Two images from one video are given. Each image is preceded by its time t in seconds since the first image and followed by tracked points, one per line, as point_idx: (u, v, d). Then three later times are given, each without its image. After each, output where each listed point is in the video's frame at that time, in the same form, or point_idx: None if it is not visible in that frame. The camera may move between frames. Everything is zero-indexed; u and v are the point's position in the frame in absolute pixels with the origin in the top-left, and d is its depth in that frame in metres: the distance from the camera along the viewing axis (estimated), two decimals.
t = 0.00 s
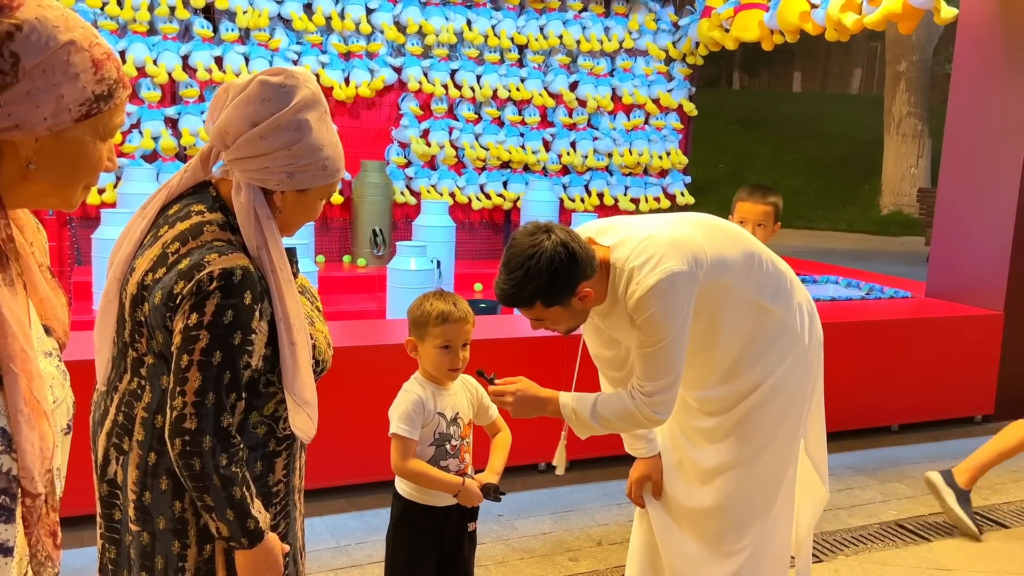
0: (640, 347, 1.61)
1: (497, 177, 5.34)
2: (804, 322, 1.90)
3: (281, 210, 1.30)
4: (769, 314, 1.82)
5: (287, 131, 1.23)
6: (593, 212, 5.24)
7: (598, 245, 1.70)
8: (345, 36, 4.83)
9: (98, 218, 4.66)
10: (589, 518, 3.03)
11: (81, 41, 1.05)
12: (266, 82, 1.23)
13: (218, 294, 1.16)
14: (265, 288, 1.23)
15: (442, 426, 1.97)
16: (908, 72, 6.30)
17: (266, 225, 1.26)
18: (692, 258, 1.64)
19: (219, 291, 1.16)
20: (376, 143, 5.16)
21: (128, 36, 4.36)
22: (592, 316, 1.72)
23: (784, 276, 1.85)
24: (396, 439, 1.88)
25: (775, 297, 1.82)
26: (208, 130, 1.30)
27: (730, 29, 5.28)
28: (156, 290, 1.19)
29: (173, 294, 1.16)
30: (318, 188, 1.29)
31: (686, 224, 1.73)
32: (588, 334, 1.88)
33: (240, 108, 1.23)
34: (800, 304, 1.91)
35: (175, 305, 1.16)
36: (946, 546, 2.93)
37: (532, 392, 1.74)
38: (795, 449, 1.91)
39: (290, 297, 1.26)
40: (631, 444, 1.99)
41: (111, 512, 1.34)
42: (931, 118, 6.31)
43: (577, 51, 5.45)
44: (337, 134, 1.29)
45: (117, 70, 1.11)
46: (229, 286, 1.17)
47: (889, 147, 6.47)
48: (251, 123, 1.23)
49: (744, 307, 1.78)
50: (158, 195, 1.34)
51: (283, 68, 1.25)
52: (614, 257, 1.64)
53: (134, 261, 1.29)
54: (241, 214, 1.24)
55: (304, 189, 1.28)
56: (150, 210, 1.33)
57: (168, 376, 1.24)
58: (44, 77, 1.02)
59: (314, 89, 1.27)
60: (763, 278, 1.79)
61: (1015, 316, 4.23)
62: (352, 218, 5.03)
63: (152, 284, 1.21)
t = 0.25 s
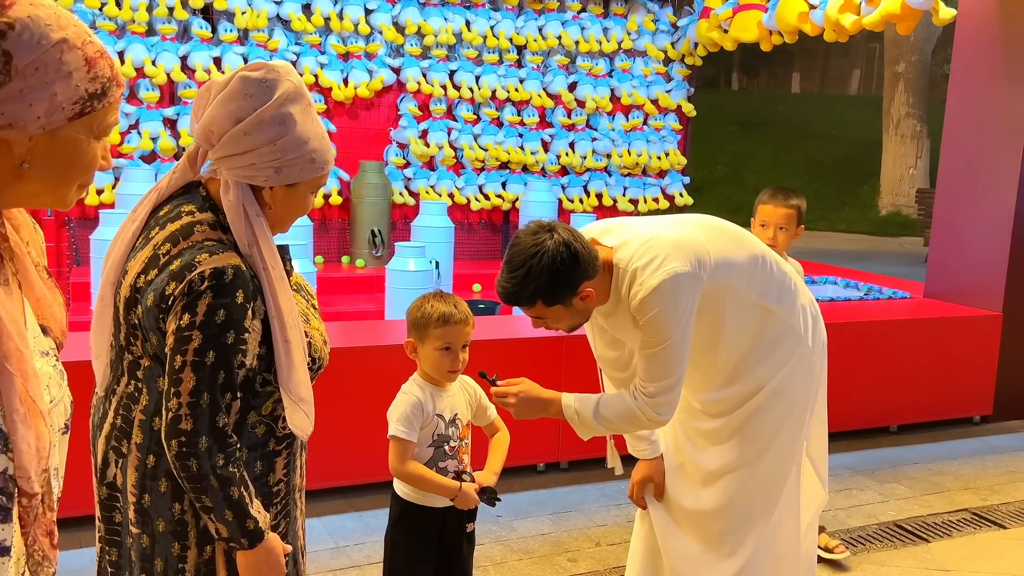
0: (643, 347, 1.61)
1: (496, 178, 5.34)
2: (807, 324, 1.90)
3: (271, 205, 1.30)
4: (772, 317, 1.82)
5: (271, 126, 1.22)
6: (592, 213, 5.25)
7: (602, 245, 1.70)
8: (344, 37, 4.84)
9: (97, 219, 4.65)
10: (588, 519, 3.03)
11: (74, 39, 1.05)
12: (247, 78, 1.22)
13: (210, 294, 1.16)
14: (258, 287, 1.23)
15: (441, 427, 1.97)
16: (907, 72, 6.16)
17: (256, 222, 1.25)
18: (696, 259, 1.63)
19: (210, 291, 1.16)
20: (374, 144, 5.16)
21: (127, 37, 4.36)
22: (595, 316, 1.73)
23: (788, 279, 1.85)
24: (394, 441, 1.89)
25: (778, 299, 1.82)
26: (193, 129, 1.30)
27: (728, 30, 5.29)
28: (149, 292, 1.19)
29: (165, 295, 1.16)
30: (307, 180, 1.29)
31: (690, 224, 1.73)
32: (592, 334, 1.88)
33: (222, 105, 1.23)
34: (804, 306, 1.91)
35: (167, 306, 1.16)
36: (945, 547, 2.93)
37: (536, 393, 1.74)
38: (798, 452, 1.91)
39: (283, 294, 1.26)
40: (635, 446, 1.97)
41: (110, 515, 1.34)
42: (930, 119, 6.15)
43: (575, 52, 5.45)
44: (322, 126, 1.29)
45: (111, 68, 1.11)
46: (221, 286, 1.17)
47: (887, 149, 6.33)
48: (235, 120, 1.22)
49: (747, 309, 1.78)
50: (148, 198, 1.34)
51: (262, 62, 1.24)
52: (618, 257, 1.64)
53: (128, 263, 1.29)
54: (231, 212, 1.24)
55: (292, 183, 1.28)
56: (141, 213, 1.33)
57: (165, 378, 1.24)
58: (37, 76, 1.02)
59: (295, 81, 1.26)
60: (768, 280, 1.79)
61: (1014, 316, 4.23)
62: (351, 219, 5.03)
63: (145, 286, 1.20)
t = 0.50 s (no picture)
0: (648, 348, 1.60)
1: (495, 178, 5.34)
2: (808, 325, 1.90)
3: (263, 204, 1.30)
4: (775, 319, 1.82)
5: (261, 124, 1.22)
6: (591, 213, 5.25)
7: (603, 245, 1.69)
8: (342, 37, 4.84)
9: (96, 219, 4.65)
10: (587, 519, 3.03)
11: (63, 34, 1.05)
12: (234, 76, 1.22)
13: (202, 295, 1.15)
14: (252, 286, 1.23)
15: (439, 428, 1.97)
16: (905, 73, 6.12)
17: (248, 221, 1.25)
18: (698, 259, 1.63)
19: (203, 292, 1.16)
20: (373, 144, 5.17)
21: (125, 37, 4.37)
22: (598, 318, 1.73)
23: (790, 280, 1.85)
24: (391, 442, 1.89)
25: (780, 300, 1.82)
26: (182, 129, 1.30)
27: (727, 30, 5.30)
28: (143, 294, 1.19)
29: (158, 298, 1.16)
30: (298, 178, 1.28)
31: (691, 224, 1.73)
32: (594, 335, 1.88)
33: (210, 105, 1.23)
34: (806, 308, 1.91)
35: (161, 308, 1.16)
36: (943, 546, 2.93)
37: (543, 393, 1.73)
38: (799, 454, 1.90)
39: (277, 293, 1.25)
40: (636, 447, 1.98)
41: (110, 518, 1.34)
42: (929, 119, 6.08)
43: (574, 52, 5.45)
44: (312, 123, 1.28)
45: (101, 64, 1.10)
46: (214, 287, 1.16)
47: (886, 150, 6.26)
48: (223, 119, 1.22)
49: (748, 310, 1.78)
50: (142, 200, 1.34)
51: (250, 60, 1.24)
52: (619, 257, 1.64)
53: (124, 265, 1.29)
54: (223, 212, 1.24)
55: (284, 181, 1.28)
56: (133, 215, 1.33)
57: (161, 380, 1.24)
58: (26, 72, 1.01)
59: (283, 78, 1.26)
60: (770, 281, 1.79)
61: (1012, 316, 4.23)
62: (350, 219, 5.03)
63: (139, 289, 1.20)
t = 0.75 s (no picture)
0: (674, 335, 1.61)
1: (494, 178, 5.33)
2: (808, 323, 1.90)
3: (260, 203, 1.30)
4: (776, 316, 1.82)
5: (257, 124, 1.22)
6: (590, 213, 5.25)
7: (602, 241, 1.69)
8: (341, 37, 4.84)
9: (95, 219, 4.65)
10: (586, 519, 3.03)
11: (54, 32, 1.04)
12: (230, 76, 1.22)
13: (198, 295, 1.15)
14: (248, 287, 1.23)
15: (437, 429, 1.97)
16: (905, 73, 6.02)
17: (245, 222, 1.25)
18: (698, 254, 1.63)
19: (199, 293, 1.15)
20: (371, 144, 5.17)
21: (124, 37, 4.37)
22: (600, 315, 1.72)
23: (789, 277, 1.84)
24: (388, 443, 1.89)
25: (780, 298, 1.81)
26: (178, 129, 1.30)
27: (726, 30, 5.30)
28: (138, 295, 1.19)
29: (154, 298, 1.16)
30: (295, 178, 1.28)
31: (689, 220, 1.72)
32: (590, 333, 1.88)
33: (206, 105, 1.22)
34: (806, 306, 1.90)
35: (157, 309, 1.16)
36: (941, 546, 2.93)
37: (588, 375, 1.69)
38: (800, 454, 1.90)
39: (274, 292, 1.25)
40: (635, 446, 1.98)
41: (107, 518, 1.34)
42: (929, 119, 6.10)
43: (573, 52, 5.45)
44: (308, 122, 1.28)
45: (92, 62, 1.10)
46: (209, 287, 1.16)
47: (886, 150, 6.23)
48: (219, 119, 1.22)
49: (748, 309, 1.78)
50: (138, 200, 1.34)
51: (246, 60, 1.24)
52: (618, 254, 1.64)
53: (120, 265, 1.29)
54: (219, 212, 1.23)
55: (281, 181, 1.28)
56: (130, 216, 1.33)
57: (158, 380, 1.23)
58: (16, 69, 1.01)
59: (280, 78, 1.26)
60: (769, 279, 1.79)
61: (1011, 315, 4.23)
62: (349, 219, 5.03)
63: (135, 289, 1.20)
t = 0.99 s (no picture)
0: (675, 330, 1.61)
1: (493, 177, 5.33)
2: (808, 321, 1.89)
3: (258, 203, 1.30)
4: (776, 313, 1.82)
5: (256, 123, 1.22)
6: (590, 212, 5.25)
7: (601, 240, 1.69)
8: (341, 36, 4.84)
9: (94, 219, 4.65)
10: (585, 519, 3.03)
11: (44, 28, 1.03)
12: (230, 75, 1.22)
13: (198, 295, 1.15)
14: (247, 286, 1.23)
15: (436, 429, 1.96)
16: (904, 72, 6.02)
17: (243, 221, 1.25)
18: (698, 248, 1.63)
19: (199, 292, 1.15)
20: (371, 144, 5.17)
21: (123, 36, 4.37)
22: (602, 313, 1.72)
23: (788, 274, 1.84)
24: (387, 444, 1.89)
25: (779, 295, 1.81)
26: (178, 129, 1.29)
27: (725, 29, 5.30)
28: (138, 294, 1.19)
29: (153, 298, 1.16)
30: (294, 178, 1.28)
31: (689, 217, 1.72)
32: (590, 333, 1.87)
33: (206, 105, 1.22)
34: (806, 304, 1.90)
35: (156, 308, 1.16)
36: (941, 545, 2.93)
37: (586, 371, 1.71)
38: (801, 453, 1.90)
39: (273, 292, 1.25)
40: (636, 447, 1.97)
41: (106, 517, 1.34)
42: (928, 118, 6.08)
43: (573, 51, 5.45)
44: (308, 122, 1.28)
45: (83, 59, 1.09)
46: (209, 286, 1.16)
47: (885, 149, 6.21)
48: (219, 119, 1.22)
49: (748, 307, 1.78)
50: (137, 199, 1.34)
51: (246, 60, 1.24)
52: (617, 252, 1.64)
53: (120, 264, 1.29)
54: (218, 211, 1.23)
55: (280, 181, 1.28)
56: (130, 215, 1.33)
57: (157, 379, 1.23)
58: (7, 66, 1.00)
59: (280, 78, 1.26)
60: (768, 275, 1.79)
61: (1011, 315, 4.23)
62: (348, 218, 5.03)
63: (134, 288, 1.20)
